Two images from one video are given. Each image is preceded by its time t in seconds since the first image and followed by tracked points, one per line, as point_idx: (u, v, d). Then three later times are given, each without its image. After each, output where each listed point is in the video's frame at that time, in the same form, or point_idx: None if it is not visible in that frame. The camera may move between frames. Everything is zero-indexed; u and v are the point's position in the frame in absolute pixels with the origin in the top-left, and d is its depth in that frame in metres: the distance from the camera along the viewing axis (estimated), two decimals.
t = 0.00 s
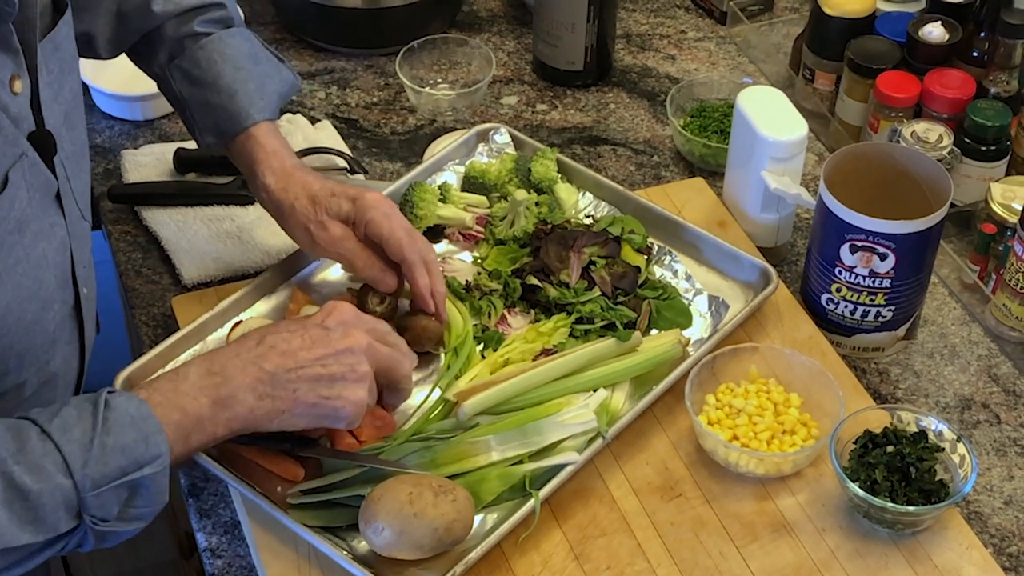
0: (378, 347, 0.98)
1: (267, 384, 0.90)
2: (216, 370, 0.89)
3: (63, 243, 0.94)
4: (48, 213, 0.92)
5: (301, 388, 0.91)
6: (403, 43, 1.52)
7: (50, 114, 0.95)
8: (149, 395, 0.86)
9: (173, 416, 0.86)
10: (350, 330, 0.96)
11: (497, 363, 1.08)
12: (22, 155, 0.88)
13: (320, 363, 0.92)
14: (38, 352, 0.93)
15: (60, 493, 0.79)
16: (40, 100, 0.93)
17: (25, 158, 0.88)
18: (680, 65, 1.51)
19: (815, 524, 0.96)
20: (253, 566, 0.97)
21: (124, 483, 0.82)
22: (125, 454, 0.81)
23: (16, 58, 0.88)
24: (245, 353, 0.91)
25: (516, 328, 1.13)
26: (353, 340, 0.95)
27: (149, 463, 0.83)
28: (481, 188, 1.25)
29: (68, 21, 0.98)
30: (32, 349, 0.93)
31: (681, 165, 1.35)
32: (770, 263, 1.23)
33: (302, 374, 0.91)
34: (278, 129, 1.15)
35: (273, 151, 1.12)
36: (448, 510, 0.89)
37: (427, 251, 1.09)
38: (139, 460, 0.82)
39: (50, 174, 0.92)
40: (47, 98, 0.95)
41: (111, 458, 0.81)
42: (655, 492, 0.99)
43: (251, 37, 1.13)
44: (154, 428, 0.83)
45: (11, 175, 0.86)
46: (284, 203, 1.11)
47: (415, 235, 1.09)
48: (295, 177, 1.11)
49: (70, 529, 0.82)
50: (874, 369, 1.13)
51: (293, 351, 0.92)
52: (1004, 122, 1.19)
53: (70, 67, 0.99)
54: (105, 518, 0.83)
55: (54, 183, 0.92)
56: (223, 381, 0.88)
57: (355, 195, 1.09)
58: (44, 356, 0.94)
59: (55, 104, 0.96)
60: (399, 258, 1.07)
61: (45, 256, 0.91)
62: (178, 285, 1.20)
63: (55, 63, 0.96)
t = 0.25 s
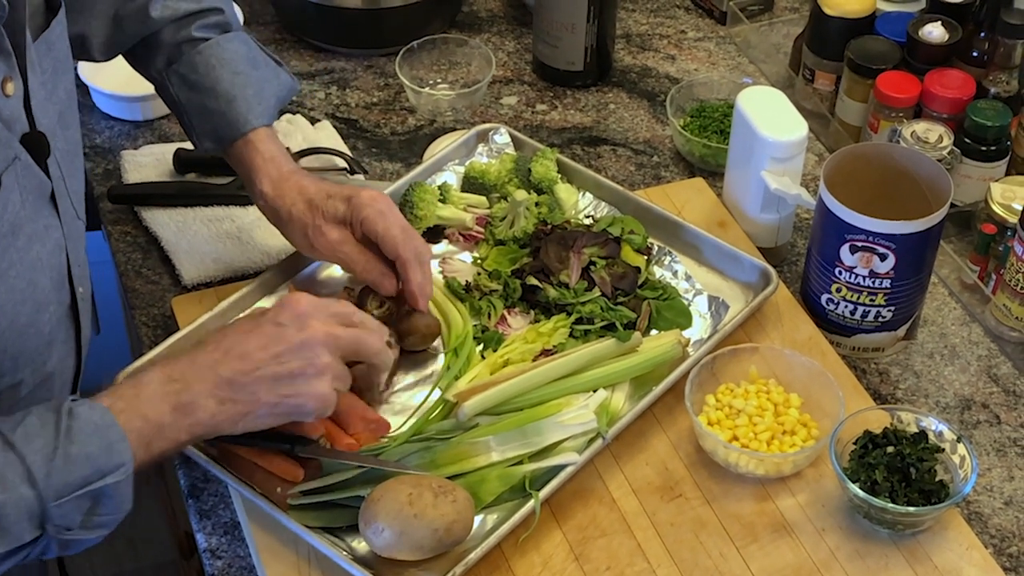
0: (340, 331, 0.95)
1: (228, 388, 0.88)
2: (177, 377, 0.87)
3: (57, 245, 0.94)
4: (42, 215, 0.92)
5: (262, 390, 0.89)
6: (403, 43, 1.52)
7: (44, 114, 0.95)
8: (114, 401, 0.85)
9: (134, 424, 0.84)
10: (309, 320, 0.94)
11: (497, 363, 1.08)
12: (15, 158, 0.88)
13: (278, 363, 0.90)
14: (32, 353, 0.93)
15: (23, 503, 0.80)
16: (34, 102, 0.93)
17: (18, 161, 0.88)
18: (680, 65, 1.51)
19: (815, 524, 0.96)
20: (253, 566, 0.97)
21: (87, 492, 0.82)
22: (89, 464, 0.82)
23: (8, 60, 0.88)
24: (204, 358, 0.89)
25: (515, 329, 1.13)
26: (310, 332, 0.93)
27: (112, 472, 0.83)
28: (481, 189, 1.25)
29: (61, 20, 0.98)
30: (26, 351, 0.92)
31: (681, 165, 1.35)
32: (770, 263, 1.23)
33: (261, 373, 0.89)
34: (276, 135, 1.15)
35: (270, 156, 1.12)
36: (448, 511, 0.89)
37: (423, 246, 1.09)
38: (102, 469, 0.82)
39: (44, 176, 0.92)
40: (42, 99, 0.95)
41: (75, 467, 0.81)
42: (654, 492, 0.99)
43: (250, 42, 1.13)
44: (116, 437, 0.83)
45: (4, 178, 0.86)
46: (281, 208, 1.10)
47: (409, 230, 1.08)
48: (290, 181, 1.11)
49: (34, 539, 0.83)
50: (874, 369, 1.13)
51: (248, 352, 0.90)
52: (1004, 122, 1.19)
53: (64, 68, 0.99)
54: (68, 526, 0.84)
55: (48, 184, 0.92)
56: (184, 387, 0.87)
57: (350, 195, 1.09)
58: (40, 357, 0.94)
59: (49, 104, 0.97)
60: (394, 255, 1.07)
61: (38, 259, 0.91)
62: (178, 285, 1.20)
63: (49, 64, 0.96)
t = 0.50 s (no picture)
0: (250, 390, 0.84)
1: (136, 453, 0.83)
2: (89, 436, 0.83)
3: (50, 251, 0.94)
4: (36, 222, 0.92)
5: (165, 456, 0.84)
6: (403, 43, 1.52)
7: (44, 120, 0.95)
8: (22, 451, 0.82)
9: (36, 482, 0.81)
10: (212, 380, 0.83)
11: (497, 363, 1.09)
12: (8, 167, 0.88)
13: (179, 428, 0.83)
14: (25, 360, 0.93)
15: None
16: (33, 108, 0.93)
17: (11, 170, 0.88)
18: (680, 65, 1.51)
19: (815, 523, 0.97)
20: (254, 566, 0.97)
21: None
22: None
23: (6, 68, 0.88)
24: (117, 416, 0.84)
25: (516, 328, 1.13)
26: (213, 395, 0.83)
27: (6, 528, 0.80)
28: (481, 189, 1.25)
29: (63, 24, 0.98)
30: (20, 357, 0.93)
31: (681, 165, 1.35)
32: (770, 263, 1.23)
33: (162, 440, 0.83)
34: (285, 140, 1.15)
35: (276, 161, 1.12)
36: (449, 510, 0.89)
37: (432, 248, 1.08)
38: None
39: (39, 184, 0.92)
40: (41, 105, 0.95)
41: None
42: (655, 492, 0.99)
43: (260, 48, 1.14)
44: (18, 491, 0.80)
45: None
46: (286, 213, 1.10)
47: (417, 232, 1.07)
48: (296, 188, 1.10)
49: None
50: (874, 368, 1.13)
51: (149, 417, 0.83)
52: (1003, 122, 1.19)
53: (65, 74, 1.00)
54: None
55: (44, 191, 0.93)
56: (94, 449, 0.83)
57: (355, 201, 1.08)
58: (32, 363, 0.94)
59: (49, 109, 0.97)
60: (403, 258, 1.06)
61: (31, 266, 0.91)
62: (178, 285, 1.20)
63: (51, 69, 0.97)
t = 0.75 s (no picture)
0: (219, 435, 0.82)
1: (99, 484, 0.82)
2: (57, 463, 0.82)
3: (50, 255, 0.94)
4: (35, 226, 0.92)
5: (127, 492, 0.82)
6: (404, 41, 1.52)
7: (46, 123, 0.95)
8: None
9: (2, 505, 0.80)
10: (184, 424, 0.81)
11: (498, 360, 1.09)
12: (7, 170, 0.87)
13: (144, 467, 0.82)
14: (22, 364, 0.93)
15: None
16: (35, 111, 0.93)
17: (10, 173, 0.88)
18: (681, 63, 1.51)
19: (817, 520, 0.97)
20: (255, 563, 0.97)
21: None
22: None
23: (7, 71, 0.87)
24: (88, 445, 0.82)
25: (517, 326, 1.13)
26: (181, 438, 0.81)
27: None
28: (482, 186, 1.25)
29: (67, 26, 0.98)
30: (17, 361, 0.92)
31: (682, 163, 1.35)
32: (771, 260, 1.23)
33: (125, 477, 0.81)
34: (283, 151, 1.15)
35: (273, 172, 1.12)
36: (450, 508, 0.89)
37: (430, 246, 1.07)
38: None
39: (39, 187, 0.92)
40: (43, 107, 0.95)
41: None
42: (656, 489, 0.99)
43: (260, 58, 1.14)
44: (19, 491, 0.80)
45: None
46: (280, 224, 1.09)
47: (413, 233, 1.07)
48: (290, 197, 1.10)
49: None
50: (875, 366, 1.13)
51: (117, 451, 0.81)
52: (1005, 120, 1.19)
53: (67, 76, 1.00)
54: None
55: (44, 195, 0.92)
56: (60, 478, 0.81)
57: (347, 208, 1.07)
58: (29, 368, 0.94)
59: (52, 112, 0.97)
60: (403, 257, 1.06)
61: (29, 270, 0.91)
62: (180, 283, 1.20)
63: (52, 71, 0.97)
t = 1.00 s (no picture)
0: (241, 451, 0.81)
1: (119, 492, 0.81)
2: (79, 468, 0.81)
3: (53, 253, 0.94)
4: (39, 224, 0.92)
5: (146, 501, 0.81)
6: (405, 41, 1.52)
7: (49, 123, 0.95)
8: (8, 473, 0.80)
9: (20, 507, 0.79)
10: (207, 437, 0.80)
11: (499, 360, 1.09)
12: (12, 168, 0.87)
13: (166, 477, 0.81)
14: (27, 363, 0.93)
15: None
16: (39, 110, 0.93)
17: (15, 170, 0.88)
18: (682, 63, 1.52)
19: (816, 520, 0.97)
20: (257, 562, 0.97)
21: None
22: None
23: (12, 68, 0.88)
24: (110, 451, 0.81)
25: (518, 325, 1.13)
26: (202, 451, 0.80)
27: None
28: (483, 186, 1.25)
29: (66, 30, 0.99)
30: (21, 361, 0.92)
31: (683, 163, 1.35)
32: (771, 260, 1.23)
33: (144, 487, 0.81)
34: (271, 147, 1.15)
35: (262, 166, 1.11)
36: (451, 507, 0.89)
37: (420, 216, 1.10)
38: None
39: (43, 186, 0.92)
40: (47, 106, 0.95)
41: None
42: (656, 488, 1.00)
43: (245, 56, 1.14)
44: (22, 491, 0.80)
45: None
46: (272, 212, 1.09)
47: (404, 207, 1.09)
48: (279, 188, 1.10)
49: None
50: (874, 365, 1.14)
51: (139, 459, 0.81)
52: (1004, 120, 1.20)
53: (68, 77, 1.00)
54: None
55: (47, 194, 0.92)
56: (80, 483, 0.80)
57: (337, 188, 1.08)
58: (34, 367, 0.94)
59: (55, 112, 0.97)
60: (401, 230, 1.08)
61: (34, 268, 0.91)
62: (181, 283, 1.20)
63: (55, 72, 0.97)
